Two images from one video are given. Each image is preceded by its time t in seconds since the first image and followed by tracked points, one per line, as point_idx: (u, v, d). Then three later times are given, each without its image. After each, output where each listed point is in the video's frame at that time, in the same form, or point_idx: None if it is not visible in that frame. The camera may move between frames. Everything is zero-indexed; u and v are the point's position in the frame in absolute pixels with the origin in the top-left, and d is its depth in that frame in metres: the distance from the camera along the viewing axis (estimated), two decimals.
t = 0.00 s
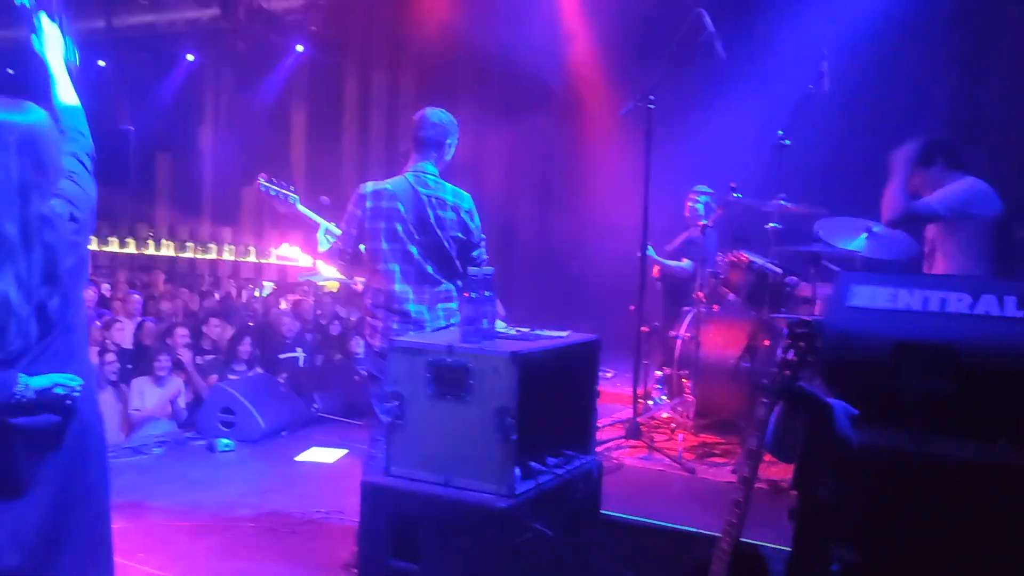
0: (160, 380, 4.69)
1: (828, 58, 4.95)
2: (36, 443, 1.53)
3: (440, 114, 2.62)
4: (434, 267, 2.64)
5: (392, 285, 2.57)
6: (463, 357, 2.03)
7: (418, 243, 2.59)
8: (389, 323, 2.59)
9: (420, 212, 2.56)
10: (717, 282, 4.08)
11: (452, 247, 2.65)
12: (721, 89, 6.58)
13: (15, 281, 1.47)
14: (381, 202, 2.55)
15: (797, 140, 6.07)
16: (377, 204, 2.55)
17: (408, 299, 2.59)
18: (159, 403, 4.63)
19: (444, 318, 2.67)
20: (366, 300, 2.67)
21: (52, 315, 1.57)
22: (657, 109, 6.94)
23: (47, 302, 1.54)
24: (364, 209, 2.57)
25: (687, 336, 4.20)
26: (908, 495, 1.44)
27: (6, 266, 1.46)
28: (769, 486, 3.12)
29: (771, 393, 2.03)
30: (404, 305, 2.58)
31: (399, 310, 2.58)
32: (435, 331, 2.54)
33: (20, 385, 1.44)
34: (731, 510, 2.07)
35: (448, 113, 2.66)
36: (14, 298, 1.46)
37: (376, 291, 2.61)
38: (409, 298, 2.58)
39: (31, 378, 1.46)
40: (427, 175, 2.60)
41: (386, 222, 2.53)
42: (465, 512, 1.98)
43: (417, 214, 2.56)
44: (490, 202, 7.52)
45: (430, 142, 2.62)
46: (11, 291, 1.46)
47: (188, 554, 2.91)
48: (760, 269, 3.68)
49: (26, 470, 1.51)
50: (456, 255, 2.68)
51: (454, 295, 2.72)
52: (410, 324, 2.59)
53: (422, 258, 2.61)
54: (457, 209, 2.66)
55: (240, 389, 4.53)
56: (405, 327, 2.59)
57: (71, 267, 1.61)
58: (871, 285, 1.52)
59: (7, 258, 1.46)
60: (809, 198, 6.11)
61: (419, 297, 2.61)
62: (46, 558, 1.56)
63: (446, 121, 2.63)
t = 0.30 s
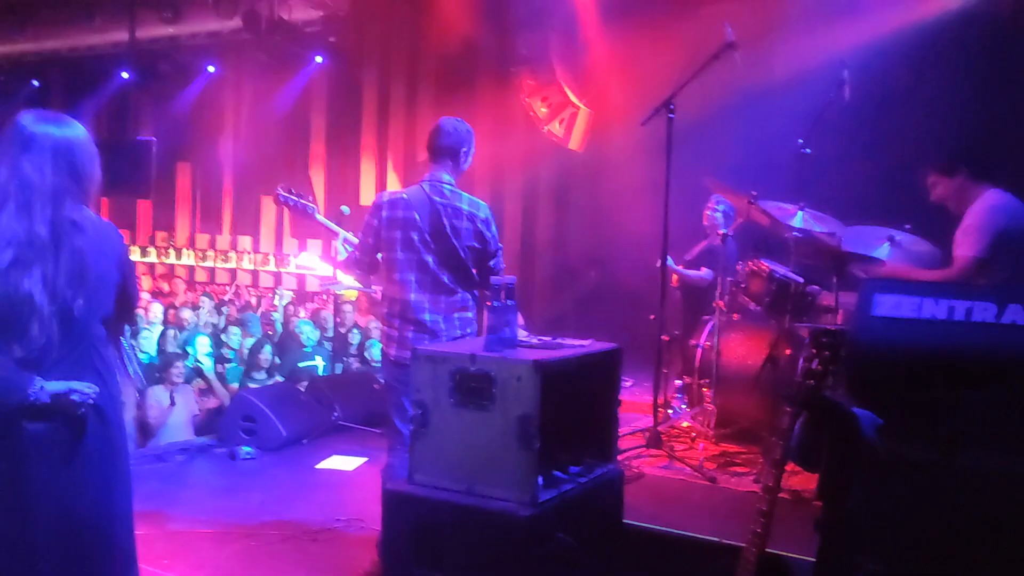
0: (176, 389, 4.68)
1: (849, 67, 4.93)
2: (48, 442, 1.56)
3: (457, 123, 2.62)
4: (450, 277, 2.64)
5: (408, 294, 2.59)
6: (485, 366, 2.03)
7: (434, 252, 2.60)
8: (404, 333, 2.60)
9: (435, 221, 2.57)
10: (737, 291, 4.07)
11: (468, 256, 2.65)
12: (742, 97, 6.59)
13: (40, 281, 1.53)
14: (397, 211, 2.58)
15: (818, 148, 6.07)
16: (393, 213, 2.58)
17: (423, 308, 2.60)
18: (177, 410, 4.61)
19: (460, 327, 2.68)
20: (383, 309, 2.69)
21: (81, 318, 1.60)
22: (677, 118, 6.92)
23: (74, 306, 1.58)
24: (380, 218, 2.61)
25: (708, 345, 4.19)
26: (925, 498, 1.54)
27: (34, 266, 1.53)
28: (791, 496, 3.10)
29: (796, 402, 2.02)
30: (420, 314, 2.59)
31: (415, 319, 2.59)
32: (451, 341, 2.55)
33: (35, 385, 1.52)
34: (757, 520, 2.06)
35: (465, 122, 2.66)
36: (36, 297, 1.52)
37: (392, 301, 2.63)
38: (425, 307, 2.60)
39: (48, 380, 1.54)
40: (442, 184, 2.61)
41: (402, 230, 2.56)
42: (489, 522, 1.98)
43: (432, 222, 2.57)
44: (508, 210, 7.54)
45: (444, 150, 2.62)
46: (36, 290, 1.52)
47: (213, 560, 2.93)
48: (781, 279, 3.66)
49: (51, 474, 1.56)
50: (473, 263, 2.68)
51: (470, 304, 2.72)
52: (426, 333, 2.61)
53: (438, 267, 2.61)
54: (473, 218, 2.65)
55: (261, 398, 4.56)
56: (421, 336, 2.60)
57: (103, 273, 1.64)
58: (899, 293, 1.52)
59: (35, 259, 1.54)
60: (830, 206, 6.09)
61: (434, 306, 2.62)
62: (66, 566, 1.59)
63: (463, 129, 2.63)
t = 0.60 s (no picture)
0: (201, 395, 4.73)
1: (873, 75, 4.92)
2: (49, 445, 1.60)
3: (475, 132, 2.65)
4: (468, 286, 2.65)
5: (425, 303, 2.60)
6: (511, 374, 2.04)
7: (451, 260, 2.61)
8: (421, 341, 2.61)
9: (452, 229, 2.58)
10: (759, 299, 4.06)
11: (486, 265, 2.65)
12: (765, 105, 6.60)
13: (64, 288, 1.61)
14: (415, 221, 2.59)
15: (841, 156, 6.06)
16: (411, 222, 2.60)
17: (440, 316, 2.60)
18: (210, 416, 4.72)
19: (477, 336, 2.67)
20: (400, 317, 2.70)
21: (103, 327, 1.65)
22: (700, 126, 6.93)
23: (94, 316, 1.63)
24: (398, 227, 2.62)
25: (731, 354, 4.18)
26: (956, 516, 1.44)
27: (61, 274, 1.61)
28: (817, 506, 3.10)
29: (824, 411, 2.02)
30: (436, 322, 2.60)
31: (431, 328, 2.60)
32: (467, 350, 2.55)
33: (40, 388, 1.57)
34: (784, 529, 2.06)
35: (483, 131, 2.68)
36: (58, 305, 1.60)
37: (409, 309, 2.64)
38: (442, 316, 2.60)
39: (55, 384, 1.59)
40: (460, 194, 2.63)
41: (420, 240, 2.58)
42: (515, 529, 1.99)
43: (449, 230, 2.58)
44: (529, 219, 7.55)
45: (462, 160, 2.65)
46: (59, 298, 1.60)
47: (236, 567, 2.95)
48: (805, 287, 3.64)
49: (56, 474, 1.60)
50: (491, 273, 2.68)
51: (487, 313, 2.72)
52: (442, 342, 2.60)
53: (455, 276, 2.62)
54: (491, 227, 2.67)
55: (286, 405, 4.60)
56: (437, 345, 2.60)
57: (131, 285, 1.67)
58: (926, 302, 1.49)
59: (64, 267, 1.62)
60: (853, 214, 6.08)
61: (451, 315, 2.62)
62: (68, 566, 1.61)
63: (482, 138, 2.66)
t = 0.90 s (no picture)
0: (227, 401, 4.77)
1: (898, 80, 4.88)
2: (70, 451, 1.62)
3: (491, 138, 2.65)
4: (487, 291, 2.64)
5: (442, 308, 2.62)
6: (537, 381, 2.04)
7: (469, 265, 2.61)
8: (438, 347, 2.61)
9: (469, 234, 2.59)
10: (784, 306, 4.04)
11: (503, 270, 2.63)
12: (789, 111, 6.58)
13: (82, 293, 1.62)
14: (432, 226, 2.62)
15: (866, 161, 6.04)
16: (427, 227, 2.63)
17: (457, 322, 2.61)
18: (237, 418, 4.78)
19: (494, 342, 2.67)
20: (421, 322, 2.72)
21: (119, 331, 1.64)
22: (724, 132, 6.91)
23: (112, 320, 1.64)
24: (415, 232, 2.66)
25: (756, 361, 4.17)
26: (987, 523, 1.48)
27: (78, 278, 1.63)
28: (843, 515, 3.07)
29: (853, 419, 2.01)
30: (453, 328, 2.61)
31: (448, 334, 2.61)
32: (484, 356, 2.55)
33: (63, 393, 1.59)
34: (813, 538, 2.08)
35: (502, 136, 2.68)
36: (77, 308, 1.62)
37: (428, 314, 2.66)
38: (459, 321, 2.61)
39: (77, 389, 1.61)
40: (478, 198, 2.63)
41: (436, 244, 2.61)
42: (541, 535, 2.00)
43: (466, 236, 2.59)
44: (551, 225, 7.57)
45: (479, 165, 2.65)
46: (77, 302, 1.62)
47: (262, 570, 2.98)
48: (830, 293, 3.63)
49: (80, 477, 1.63)
50: (509, 278, 2.66)
51: (505, 319, 2.71)
52: (459, 348, 2.60)
53: (473, 281, 2.62)
54: (508, 230, 2.63)
55: (309, 411, 4.62)
56: (454, 352, 2.60)
57: (146, 288, 1.66)
58: (955, 310, 1.50)
59: (82, 271, 1.63)
60: (878, 220, 6.04)
61: (469, 320, 2.63)
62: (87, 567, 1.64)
63: (500, 143, 2.66)
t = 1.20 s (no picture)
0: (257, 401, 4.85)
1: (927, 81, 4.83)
2: (130, 463, 1.60)
3: (513, 141, 2.67)
4: (507, 294, 2.63)
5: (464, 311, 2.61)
6: (563, 383, 2.05)
7: (491, 268, 2.61)
8: (460, 350, 2.61)
9: (490, 237, 2.59)
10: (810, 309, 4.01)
11: (525, 272, 2.63)
12: (814, 114, 6.55)
13: (146, 297, 1.60)
14: (453, 229, 2.66)
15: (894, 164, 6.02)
16: (449, 231, 2.66)
17: (478, 325, 2.60)
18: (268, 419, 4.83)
19: (516, 345, 2.67)
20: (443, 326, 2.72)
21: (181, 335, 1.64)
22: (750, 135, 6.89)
23: (177, 324, 1.64)
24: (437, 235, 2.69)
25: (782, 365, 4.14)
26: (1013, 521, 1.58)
27: (140, 283, 1.60)
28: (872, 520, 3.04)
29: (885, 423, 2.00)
30: (474, 331, 2.60)
31: (469, 337, 2.60)
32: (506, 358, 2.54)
33: (127, 406, 1.56)
34: (843, 543, 2.06)
35: (523, 139, 2.69)
36: (142, 314, 1.59)
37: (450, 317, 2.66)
38: (480, 324, 2.60)
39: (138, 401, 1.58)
40: (498, 201, 2.64)
41: (458, 246, 2.63)
42: (567, 536, 2.00)
43: (487, 238, 2.59)
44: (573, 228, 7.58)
45: (498, 168, 2.66)
46: (142, 306, 1.59)
47: (288, 570, 3.01)
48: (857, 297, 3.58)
49: (142, 487, 1.61)
50: (531, 280, 2.66)
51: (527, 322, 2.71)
52: (480, 351, 2.59)
53: (494, 284, 2.62)
54: (530, 232, 2.64)
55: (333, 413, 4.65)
56: (475, 354, 2.59)
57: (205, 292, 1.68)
58: (985, 314, 1.62)
59: (142, 275, 1.61)
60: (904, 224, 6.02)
61: (491, 324, 2.62)
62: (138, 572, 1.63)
63: (521, 146, 2.67)
